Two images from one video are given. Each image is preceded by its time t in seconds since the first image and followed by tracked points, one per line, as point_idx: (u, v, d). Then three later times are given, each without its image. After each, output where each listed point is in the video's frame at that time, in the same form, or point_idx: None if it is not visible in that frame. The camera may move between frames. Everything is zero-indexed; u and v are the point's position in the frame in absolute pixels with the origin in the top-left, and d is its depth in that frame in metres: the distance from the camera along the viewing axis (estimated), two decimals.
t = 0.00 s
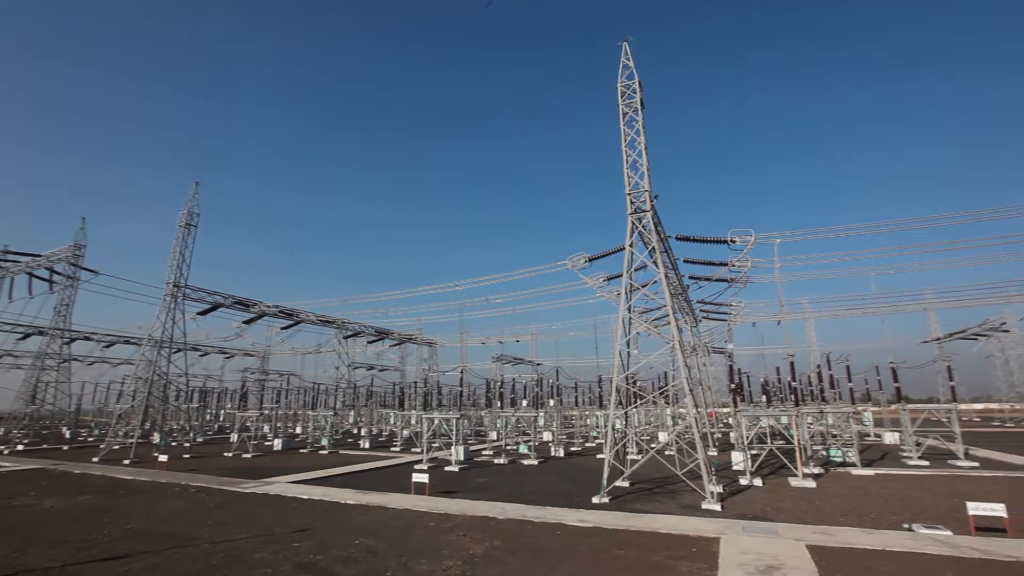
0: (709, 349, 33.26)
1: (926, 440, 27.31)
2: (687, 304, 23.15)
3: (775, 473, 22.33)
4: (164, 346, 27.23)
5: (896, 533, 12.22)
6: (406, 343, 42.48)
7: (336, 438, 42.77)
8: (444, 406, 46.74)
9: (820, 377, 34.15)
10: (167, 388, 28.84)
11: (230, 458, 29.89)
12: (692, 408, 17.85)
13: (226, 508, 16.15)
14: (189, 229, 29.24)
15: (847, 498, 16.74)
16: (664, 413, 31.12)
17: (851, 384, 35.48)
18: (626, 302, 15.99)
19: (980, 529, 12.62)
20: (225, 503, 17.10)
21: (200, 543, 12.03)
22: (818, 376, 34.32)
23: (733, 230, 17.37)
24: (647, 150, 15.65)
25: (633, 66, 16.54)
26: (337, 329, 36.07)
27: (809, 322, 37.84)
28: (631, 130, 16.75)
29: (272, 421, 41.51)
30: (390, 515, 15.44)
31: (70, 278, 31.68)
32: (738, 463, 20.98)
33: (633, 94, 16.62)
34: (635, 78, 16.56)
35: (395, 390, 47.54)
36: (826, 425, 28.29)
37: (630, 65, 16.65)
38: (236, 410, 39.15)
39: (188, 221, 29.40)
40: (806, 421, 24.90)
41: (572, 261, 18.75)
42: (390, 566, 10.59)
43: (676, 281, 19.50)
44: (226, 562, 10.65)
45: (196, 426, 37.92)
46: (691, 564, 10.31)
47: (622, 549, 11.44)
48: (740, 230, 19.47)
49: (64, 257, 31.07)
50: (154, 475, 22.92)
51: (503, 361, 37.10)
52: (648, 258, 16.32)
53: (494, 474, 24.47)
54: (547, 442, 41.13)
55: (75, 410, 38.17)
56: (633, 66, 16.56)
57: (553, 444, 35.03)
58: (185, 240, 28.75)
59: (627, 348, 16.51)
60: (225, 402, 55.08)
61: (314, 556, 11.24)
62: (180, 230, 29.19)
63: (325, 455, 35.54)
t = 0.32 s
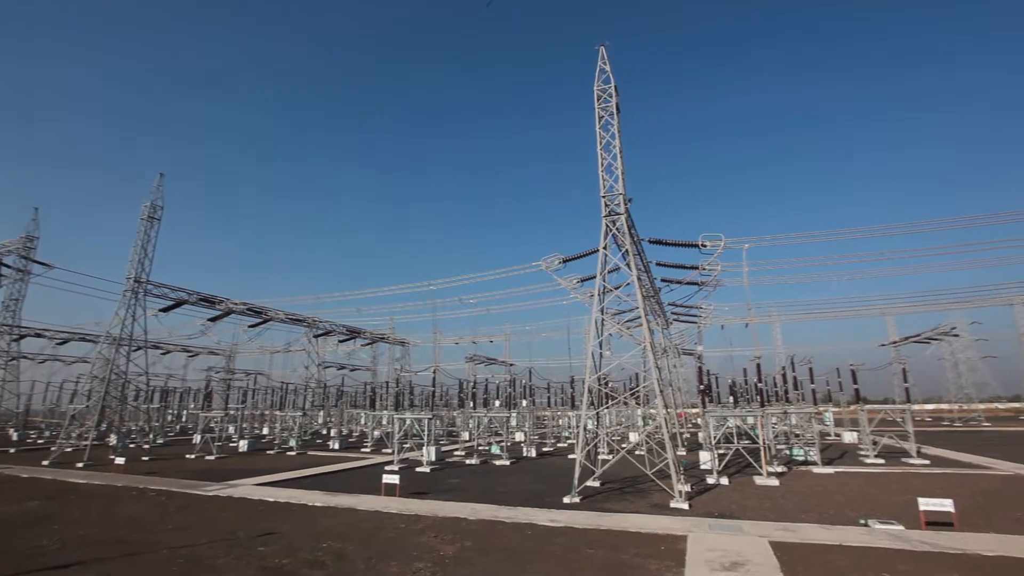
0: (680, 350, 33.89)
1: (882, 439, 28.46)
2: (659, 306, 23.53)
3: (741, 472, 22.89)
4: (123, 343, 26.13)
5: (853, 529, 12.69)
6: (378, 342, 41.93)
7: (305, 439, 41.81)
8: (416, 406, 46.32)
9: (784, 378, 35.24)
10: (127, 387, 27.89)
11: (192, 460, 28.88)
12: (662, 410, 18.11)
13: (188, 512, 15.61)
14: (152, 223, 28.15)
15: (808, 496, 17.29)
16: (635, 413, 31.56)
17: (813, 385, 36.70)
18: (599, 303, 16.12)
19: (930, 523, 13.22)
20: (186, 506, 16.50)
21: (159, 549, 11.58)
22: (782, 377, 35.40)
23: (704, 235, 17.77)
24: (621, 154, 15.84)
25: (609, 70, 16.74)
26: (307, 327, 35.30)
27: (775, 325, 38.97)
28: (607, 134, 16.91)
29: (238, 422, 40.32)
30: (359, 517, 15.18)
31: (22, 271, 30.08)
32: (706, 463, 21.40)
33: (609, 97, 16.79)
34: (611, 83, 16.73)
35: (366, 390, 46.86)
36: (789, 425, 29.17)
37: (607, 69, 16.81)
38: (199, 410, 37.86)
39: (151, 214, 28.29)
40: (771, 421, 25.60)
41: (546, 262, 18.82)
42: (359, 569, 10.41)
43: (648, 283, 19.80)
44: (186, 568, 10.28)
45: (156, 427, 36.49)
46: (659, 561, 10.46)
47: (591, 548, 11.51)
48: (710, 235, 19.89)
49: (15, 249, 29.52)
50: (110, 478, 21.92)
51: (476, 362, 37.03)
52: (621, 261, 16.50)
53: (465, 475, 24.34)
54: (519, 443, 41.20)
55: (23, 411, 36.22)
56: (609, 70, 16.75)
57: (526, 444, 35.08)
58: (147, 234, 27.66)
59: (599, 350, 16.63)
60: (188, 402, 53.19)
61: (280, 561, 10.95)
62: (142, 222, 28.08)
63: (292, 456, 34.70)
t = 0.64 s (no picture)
0: (649, 352, 34.43)
1: (839, 438, 29.60)
2: (630, 308, 23.87)
3: (707, 471, 23.37)
4: (75, 340, 24.90)
5: (811, 525, 13.14)
6: (348, 341, 41.20)
7: (269, 441, 40.67)
8: (386, 406, 45.72)
9: (748, 380, 36.27)
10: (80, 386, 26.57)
11: (148, 462, 27.72)
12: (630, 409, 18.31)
13: (143, 517, 14.94)
14: (108, 214, 26.90)
15: (770, 494, 17.79)
16: (605, 414, 31.91)
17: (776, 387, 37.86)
18: (570, 305, 16.21)
19: (882, 518, 13.81)
20: (140, 511, 15.77)
21: (110, 557, 11.02)
22: (747, 379, 36.42)
23: (674, 239, 18.17)
24: (595, 158, 15.98)
25: (584, 74, 16.92)
26: (274, 325, 34.37)
27: (740, 327, 40.04)
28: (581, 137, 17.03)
29: (199, 423, 38.94)
30: (325, 519, 14.84)
31: None
32: (673, 463, 21.76)
33: (583, 101, 16.93)
34: (586, 86, 16.86)
35: (334, 391, 45.96)
36: (753, 426, 30.02)
37: (582, 73, 16.95)
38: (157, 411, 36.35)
39: (108, 205, 27.03)
40: (736, 421, 26.24)
41: (519, 263, 18.83)
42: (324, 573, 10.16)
43: (620, 285, 20.05)
44: None
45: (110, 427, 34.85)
46: (627, 560, 10.57)
47: (560, 548, 11.54)
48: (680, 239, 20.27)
49: None
50: (57, 482, 20.79)
51: (447, 362, 36.84)
52: (593, 263, 16.64)
53: (434, 476, 24.11)
54: (489, 443, 41.13)
55: None
56: (585, 73, 16.94)
57: (496, 445, 35.01)
58: (103, 226, 26.40)
59: (570, 350, 16.72)
60: (145, 402, 51.04)
61: (241, 566, 10.58)
62: (98, 214, 26.81)
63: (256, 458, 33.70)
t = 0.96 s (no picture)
0: (620, 353, 34.87)
1: (800, 438, 30.60)
2: (602, 310, 24.13)
3: (674, 471, 23.76)
4: (24, 337, 23.60)
5: (772, 522, 13.54)
6: (317, 340, 40.31)
7: (233, 442, 39.44)
8: (355, 406, 44.93)
9: (716, 381, 37.10)
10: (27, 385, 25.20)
11: (103, 465, 26.52)
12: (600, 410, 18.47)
13: (96, 523, 14.25)
14: (62, 204, 25.60)
15: (734, 492, 18.23)
16: (576, 414, 32.15)
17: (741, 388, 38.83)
18: (543, 306, 16.25)
19: (839, 515, 14.34)
20: (92, 517, 15.03)
21: (58, 565, 10.47)
22: (714, 379, 37.26)
23: (646, 242, 18.50)
24: (570, 160, 16.07)
25: (560, 76, 17.02)
26: (240, 323, 33.36)
27: (708, 329, 40.92)
28: (556, 139, 17.09)
29: (158, 423, 37.46)
30: (291, 522, 14.46)
31: None
32: (642, 463, 22.03)
33: (559, 103, 17.01)
34: (562, 89, 16.95)
35: (302, 391, 44.91)
36: (719, 426, 30.73)
37: (558, 75, 17.03)
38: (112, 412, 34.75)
39: (61, 195, 25.72)
40: (703, 421, 26.78)
41: (492, 263, 18.77)
42: None
43: (592, 287, 20.24)
44: None
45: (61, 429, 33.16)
46: (596, 559, 10.64)
47: (529, 548, 11.54)
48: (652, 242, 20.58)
49: None
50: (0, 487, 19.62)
51: (419, 362, 36.46)
52: (566, 265, 16.73)
53: (404, 477, 23.80)
54: (460, 444, 40.89)
55: None
56: (561, 76, 17.03)
57: (467, 445, 34.80)
58: (56, 217, 25.11)
59: (542, 351, 16.75)
60: (99, 402, 48.78)
61: (200, 571, 10.20)
62: (51, 204, 25.48)
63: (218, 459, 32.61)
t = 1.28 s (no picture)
0: (592, 355, 35.21)
1: (764, 438, 31.48)
2: (574, 311, 24.30)
3: (643, 471, 24.06)
4: None
5: (737, 519, 13.88)
6: (285, 339, 39.36)
7: (194, 443, 38.10)
8: (323, 407, 44.02)
9: (684, 382, 37.82)
10: None
11: (52, 469, 25.18)
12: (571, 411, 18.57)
13: (45, 530, 13.52)
14: (12, 193, 24.25)
15: (701, 491, 18.60)
16: (547, 415, 32.30)
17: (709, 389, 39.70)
18: (516, 307, 16.24)
19: (799, 512, 14.80)
20: (40, 523, 14.26)
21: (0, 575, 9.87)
22: (683, 381, 37.99)
23: (618, 245, 18.76)
24: (544, 162, 16.13)
25: (537, 78, 17.08)
26: (204, 321, 32.28)
27: (677, 332, 41.70)
28: (532, 141, 17.13)
29: (114, 424, 35.87)
30: (254, 526, 14.03)
31: None
32: (612, 463, 22.22)
33: (535, 106, 17.06)
34: (538, 91, 17.01)
35: (268, 391, 43.75)
36: (687, 426, 31.34)
37: (534, 77, 17.09)
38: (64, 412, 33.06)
39: (11, 183, 24.38)
40: (671, 422, 27.23)
41: (466, 263, 18.70)
42: None
43: (565, 288, 20.38)
44: None
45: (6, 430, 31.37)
46: (565, 558, 10.68)
47: (499, 549, 11.49)
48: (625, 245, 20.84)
49: None
50: None
51: (390, 361, 35.98)
52: (539, 266, 16.77)
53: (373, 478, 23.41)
54: (431, 444, 40.54)
55: None
56: (537, 78, 17.09)
57: (438, 446, 34.50)
58: (5, 206, 23.75)
59: (514, 352, 16.73)
60: (50, 402, 46.40)
61: None
62: None
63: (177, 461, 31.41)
